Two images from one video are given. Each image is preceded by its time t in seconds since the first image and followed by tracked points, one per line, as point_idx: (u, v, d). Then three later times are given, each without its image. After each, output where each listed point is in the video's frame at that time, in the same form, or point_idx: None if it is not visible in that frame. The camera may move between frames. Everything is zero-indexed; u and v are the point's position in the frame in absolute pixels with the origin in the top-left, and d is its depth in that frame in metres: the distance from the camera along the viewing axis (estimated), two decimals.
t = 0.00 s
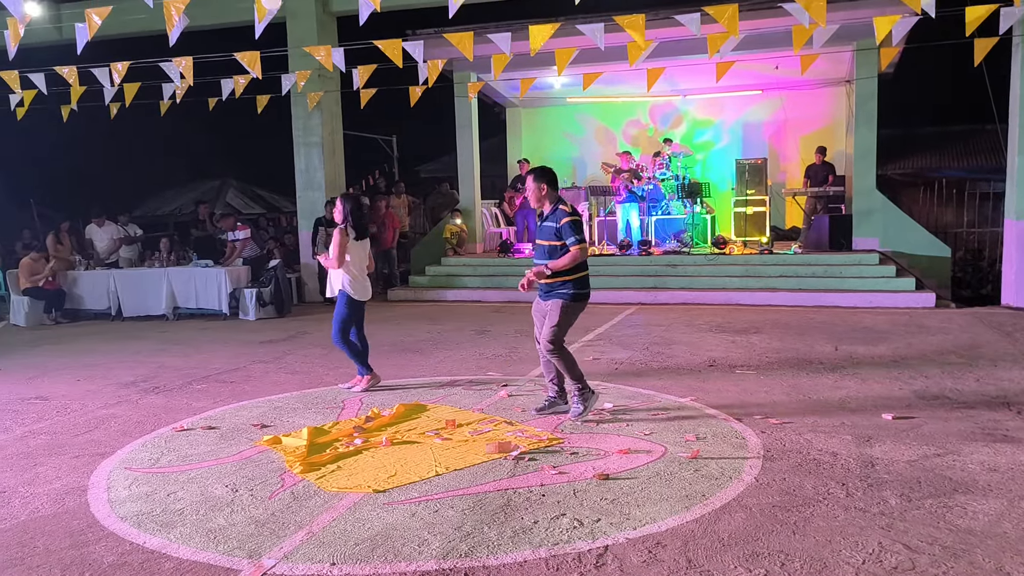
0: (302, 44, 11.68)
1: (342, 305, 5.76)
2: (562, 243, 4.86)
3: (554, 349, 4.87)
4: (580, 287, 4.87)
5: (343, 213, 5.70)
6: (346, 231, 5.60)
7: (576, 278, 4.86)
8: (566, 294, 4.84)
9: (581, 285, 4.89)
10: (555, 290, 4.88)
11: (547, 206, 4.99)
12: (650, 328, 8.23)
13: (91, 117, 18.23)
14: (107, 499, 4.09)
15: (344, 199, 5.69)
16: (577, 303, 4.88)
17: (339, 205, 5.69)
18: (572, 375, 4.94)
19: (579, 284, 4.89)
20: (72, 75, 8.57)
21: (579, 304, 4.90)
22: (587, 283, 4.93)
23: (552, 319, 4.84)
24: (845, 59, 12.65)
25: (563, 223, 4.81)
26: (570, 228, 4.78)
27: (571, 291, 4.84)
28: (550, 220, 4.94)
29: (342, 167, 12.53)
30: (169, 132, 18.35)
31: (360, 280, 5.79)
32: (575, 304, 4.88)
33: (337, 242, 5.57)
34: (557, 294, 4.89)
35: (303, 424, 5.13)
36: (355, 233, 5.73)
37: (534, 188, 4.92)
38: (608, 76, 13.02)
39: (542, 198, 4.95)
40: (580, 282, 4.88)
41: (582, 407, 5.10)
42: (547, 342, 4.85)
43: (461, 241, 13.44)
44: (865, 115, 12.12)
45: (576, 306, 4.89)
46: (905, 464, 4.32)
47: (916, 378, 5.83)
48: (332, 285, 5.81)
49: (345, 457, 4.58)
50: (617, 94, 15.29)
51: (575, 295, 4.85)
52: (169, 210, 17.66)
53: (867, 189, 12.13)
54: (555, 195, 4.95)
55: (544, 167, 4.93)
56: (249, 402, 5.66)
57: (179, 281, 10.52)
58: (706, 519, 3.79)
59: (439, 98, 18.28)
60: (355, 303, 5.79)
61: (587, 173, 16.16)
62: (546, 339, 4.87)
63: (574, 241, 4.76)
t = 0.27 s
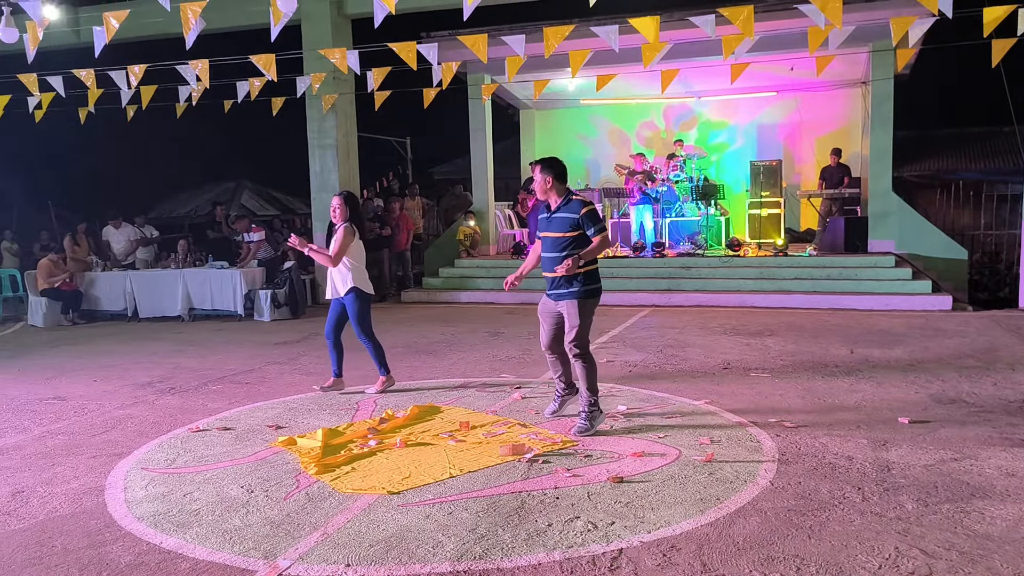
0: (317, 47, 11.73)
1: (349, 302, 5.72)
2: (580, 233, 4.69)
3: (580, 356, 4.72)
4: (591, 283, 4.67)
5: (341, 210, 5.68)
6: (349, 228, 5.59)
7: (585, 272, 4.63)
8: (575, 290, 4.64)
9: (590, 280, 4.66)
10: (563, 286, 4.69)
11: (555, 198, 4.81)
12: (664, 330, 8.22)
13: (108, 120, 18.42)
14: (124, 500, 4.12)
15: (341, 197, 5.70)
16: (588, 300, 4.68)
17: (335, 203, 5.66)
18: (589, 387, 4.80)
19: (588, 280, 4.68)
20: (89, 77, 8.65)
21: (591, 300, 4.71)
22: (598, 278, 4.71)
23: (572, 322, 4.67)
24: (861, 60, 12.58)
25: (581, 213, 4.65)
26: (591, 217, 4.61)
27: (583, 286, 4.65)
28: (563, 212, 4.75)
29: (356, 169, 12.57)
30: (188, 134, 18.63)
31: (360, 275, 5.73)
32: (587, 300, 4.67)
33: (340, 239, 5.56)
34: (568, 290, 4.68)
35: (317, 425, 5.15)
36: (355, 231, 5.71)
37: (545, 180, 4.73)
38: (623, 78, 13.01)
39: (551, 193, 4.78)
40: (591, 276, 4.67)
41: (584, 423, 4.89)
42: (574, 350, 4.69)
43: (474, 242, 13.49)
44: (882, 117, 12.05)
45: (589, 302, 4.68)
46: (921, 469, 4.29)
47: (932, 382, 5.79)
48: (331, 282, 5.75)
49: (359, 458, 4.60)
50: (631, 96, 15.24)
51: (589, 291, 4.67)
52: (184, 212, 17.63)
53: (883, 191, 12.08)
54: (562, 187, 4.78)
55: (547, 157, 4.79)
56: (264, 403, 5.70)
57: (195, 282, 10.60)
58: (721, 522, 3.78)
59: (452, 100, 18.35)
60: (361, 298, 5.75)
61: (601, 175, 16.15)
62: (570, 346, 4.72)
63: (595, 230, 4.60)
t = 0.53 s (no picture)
0: (330, 48, 11.77)
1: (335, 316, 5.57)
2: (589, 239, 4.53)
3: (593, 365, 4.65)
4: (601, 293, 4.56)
5: (335, 219, 5.55)
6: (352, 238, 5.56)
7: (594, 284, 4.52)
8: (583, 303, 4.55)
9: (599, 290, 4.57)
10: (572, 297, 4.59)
11: (561, 205, 4.62)
12: (676, 332, 8.19)
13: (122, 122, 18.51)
14: (139, 499, 4.14)
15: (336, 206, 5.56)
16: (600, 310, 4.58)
17: (329, 212, 5.52)
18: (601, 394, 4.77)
19: (599, 290, 4.58)
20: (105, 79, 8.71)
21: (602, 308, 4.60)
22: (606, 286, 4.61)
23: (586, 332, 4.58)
24: (875, 61, 12.53)
25: (590, 217, 4.47)
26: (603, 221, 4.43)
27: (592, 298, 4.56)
28: (572, 217, 4.58)
29: (369, 170, 12.62)
30: (202, 135, 18.63)
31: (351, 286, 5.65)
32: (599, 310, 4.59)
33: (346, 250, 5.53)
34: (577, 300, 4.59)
35: (330, 426, 5.17)
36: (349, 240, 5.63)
37: (552, 187, 4.52)
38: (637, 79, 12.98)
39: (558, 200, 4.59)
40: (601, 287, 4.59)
41: (568, 430, 4.80)
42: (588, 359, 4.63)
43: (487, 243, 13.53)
44: (896, 118, 11.99)
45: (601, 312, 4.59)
46: (937, 473, 4.26)
47: (948, 385, 5.75)
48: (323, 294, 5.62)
49: (372, 459, 4.61)
50: (644, 98, 15.22)
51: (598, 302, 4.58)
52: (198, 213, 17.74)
53: (897, 193, 12.05)
54: (569, 194, 4.62)
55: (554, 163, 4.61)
56: (277, 404, 5.72)
57: (208, 283, 10.66)
58: (735, 525, 3.76)
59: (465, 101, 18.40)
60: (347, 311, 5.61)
61: (614, 176, 16.14)
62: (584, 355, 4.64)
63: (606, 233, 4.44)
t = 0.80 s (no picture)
0: (341, 50, 11.81)
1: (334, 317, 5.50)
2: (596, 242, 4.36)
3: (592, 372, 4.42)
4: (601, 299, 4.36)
5: (333, 217, 5.53)
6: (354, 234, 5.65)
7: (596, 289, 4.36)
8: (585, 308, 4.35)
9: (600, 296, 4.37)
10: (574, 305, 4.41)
11: (564, 209, 4.51)
12: (686, 334, 8.17)
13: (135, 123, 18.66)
14: (151, 499, 4.16)
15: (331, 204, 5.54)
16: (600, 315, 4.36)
17: (328, 209, 5.51)
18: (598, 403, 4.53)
19: (600, 296, 4.38)
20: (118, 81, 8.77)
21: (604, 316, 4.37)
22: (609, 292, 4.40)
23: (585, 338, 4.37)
24: (887, 62, 12.51)
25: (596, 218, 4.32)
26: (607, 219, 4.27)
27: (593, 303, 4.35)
28: (577, 221, 4.43)
29: (379, 171, 12.65)
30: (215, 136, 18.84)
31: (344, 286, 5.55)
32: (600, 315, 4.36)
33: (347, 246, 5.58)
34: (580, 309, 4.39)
35: (341, 426, 5.19)
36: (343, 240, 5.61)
37: (553, 189, 4.42)
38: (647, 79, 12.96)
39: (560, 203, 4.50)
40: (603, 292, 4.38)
41: (580, 433, 4.80)
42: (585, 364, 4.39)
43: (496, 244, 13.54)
44: (908, 119, 11.92)
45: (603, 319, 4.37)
46: (950, 475, 4.24)
47: (960, 388, 5.72)
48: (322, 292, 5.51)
49: (383, 459, 4.63)
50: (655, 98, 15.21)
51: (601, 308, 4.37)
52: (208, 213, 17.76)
53: (909, 195, 12.04)
54: (573, 200, 4.50)
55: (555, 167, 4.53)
56: (288, 404, 5.74)
57: (219, 283, 10.70)
58: (747, 527, 3.75)
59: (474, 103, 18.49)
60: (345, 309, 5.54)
61: (624, 177, 16.11)
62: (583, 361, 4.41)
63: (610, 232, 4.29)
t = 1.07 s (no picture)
0: (349, 51, 11.83)
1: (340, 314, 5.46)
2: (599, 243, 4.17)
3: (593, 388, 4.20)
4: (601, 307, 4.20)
5: (330, 217, 5.50)
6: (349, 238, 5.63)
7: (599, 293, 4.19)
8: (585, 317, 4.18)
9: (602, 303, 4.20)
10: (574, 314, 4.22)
11: (565, 212, 4.34)
12: (693, 335, 8.16)
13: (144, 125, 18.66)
14: (158, 499, 4.17)
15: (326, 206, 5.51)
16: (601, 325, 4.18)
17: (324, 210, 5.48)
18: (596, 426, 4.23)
19: (601, 305, 4.19)
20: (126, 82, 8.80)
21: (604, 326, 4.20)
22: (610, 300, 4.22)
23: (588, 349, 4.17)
24: (895, 64, 12.49)
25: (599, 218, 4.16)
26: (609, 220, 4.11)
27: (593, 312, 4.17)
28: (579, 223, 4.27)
29: (387, 172, 12.68)
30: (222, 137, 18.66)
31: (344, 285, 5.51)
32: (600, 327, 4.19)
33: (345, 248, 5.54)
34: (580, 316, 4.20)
35: (348, 427, 5.20)
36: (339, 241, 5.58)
37: (554, 193, 4.23)
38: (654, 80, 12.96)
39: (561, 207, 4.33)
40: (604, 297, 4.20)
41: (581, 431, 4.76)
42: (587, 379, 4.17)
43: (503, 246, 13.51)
44: (917, 120, 11.87)
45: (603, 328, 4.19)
46: (958, 478, 4.22)
47: (968, 390, 5.69)
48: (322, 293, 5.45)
49: (389, 460, 4.63)
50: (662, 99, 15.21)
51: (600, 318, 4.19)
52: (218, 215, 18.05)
53: (918, 195, 11.87)
54: (573, 203, 4.34)
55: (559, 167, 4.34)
56: (294, 405, 5.76)
57: (226, 284, 10.73)
58: (754, 529, 3.74)
59: (481, 104, 18.49)
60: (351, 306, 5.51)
61: (631, 178, 16.12)
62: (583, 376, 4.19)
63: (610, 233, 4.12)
